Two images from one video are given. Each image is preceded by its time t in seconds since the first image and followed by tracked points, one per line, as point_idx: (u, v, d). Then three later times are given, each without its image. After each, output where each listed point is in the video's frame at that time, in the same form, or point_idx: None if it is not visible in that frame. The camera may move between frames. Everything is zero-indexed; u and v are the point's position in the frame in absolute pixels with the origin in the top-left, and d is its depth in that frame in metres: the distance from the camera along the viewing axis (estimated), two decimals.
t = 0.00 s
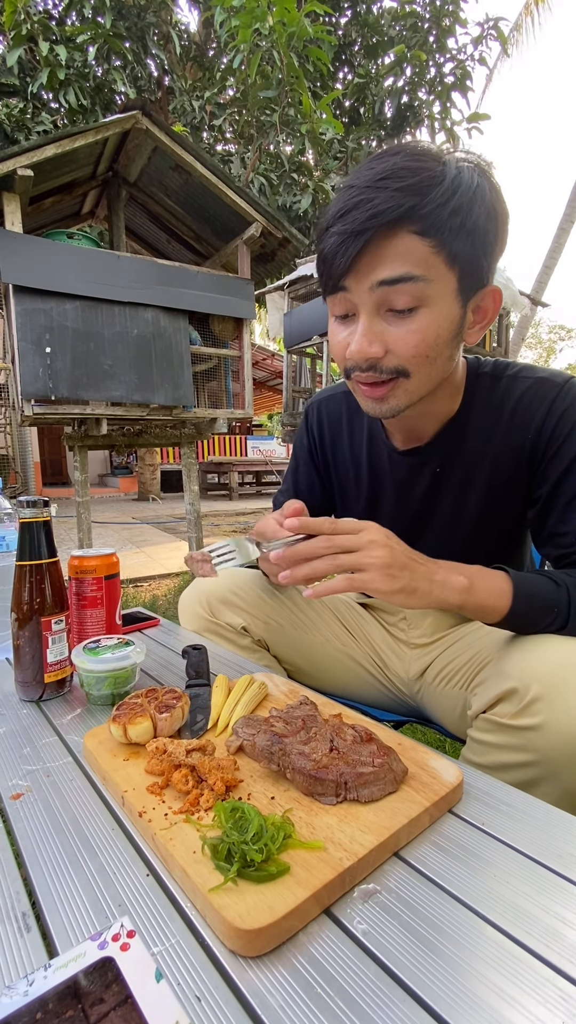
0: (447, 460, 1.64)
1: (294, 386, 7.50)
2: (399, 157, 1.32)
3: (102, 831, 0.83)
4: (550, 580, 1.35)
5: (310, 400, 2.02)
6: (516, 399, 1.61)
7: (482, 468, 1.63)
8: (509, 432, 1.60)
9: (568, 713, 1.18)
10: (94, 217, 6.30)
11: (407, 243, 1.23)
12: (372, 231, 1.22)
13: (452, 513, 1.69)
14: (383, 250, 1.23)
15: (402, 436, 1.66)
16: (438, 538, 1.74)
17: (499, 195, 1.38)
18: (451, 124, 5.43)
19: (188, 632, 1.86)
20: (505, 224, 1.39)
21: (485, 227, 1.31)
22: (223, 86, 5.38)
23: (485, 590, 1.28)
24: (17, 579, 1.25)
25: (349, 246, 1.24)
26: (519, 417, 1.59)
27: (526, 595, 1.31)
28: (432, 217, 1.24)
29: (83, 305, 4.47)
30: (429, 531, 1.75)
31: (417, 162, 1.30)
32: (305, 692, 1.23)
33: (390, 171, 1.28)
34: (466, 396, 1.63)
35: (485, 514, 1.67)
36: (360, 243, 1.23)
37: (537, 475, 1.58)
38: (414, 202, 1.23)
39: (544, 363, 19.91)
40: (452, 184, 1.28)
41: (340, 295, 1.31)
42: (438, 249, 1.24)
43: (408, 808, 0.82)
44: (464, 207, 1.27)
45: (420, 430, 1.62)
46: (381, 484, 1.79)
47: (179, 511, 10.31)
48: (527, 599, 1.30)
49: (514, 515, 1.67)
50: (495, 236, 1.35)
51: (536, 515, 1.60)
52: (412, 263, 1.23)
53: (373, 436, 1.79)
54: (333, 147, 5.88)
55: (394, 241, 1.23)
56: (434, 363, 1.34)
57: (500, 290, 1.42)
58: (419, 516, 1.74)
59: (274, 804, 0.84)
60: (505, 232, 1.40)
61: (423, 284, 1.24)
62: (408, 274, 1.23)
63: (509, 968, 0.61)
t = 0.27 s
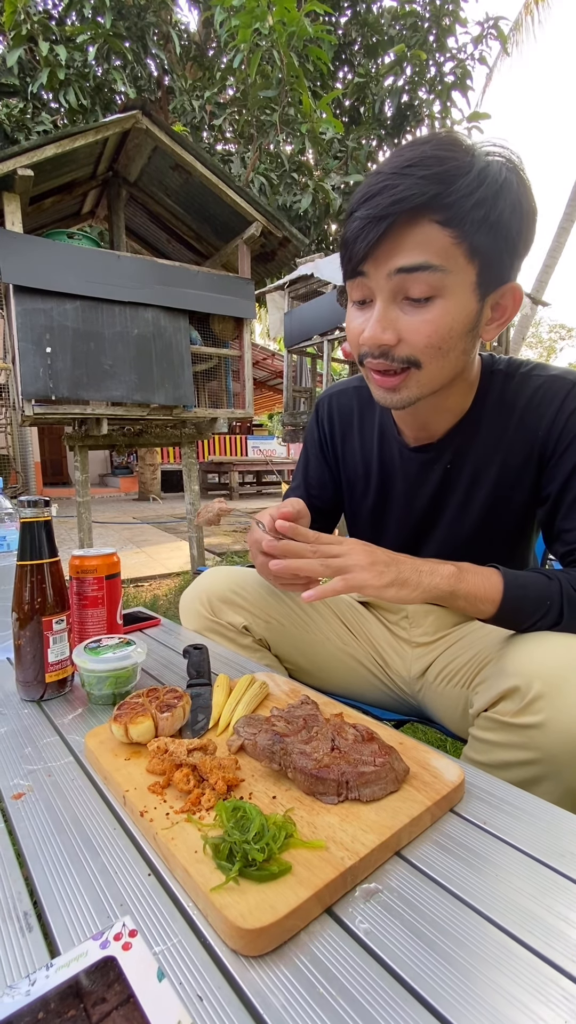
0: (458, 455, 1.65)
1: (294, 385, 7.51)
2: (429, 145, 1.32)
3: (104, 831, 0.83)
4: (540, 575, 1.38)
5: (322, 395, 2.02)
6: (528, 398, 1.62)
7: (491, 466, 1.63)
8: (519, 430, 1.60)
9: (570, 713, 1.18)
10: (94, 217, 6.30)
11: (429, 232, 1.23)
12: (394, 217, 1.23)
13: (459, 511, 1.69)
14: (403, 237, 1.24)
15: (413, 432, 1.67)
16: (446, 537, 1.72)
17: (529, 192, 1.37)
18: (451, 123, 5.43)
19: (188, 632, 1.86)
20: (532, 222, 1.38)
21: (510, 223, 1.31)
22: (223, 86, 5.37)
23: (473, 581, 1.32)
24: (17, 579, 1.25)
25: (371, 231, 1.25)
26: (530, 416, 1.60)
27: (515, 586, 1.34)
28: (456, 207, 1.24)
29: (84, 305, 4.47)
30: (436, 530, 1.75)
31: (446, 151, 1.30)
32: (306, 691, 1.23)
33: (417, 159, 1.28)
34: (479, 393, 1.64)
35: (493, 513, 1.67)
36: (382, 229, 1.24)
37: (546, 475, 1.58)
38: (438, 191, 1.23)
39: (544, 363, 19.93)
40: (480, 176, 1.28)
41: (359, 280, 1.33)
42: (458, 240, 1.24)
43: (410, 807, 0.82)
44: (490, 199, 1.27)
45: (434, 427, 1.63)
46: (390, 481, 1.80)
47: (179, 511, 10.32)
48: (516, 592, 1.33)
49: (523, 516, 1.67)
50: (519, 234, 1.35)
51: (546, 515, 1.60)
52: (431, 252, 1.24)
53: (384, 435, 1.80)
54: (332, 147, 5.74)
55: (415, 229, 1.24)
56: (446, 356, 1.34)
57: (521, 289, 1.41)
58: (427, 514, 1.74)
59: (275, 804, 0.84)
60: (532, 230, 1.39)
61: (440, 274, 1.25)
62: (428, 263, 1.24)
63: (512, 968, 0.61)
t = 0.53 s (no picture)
0: (464, 455, 1.65)
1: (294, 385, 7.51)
2: (442, 141, 1.32)
3: (105, 831, 0.83)
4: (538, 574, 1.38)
5: (325, 394, 2.02)
6: (534, 398, 1.62)
7: (495, 466, 1.63)
8: (524, 431, 1.60)
9: (572, 713, 1.18)
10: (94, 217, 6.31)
11: (439, 228, 1.24)
12: (405, 213, 1.23)
13: (462, 511, 1.69)
14: (414, 233, 1.25)
15: (417, 432, 1.67)
16: (449, 536, 1.72)
17: (542, 192, 1.37)
18: (452, 123, 5.44)
19: (189, 632, 1.87)
20: (545, 222, 1.38)
21: (522, 221, 1.31)
22: (223, 86, 5.37)
23: (470, 579, 1.33)
24: (19, 579, 1.26)
25: (381, 227, 1.26)
26: (535, 417, 1.60)
27: (513, 584, 1.34)
28: (468, 204, 1.24)
29: (84, 305, 4.47)
30: (440, 529, 1.75)
31: (460, 147, 1.30)
32: (306, 692, 1.23)
33: (429, 155, 1.28)
34: (485, 393, 1.64)
35: (497, 513, 1.67)
36: (392, 225, 1.24)
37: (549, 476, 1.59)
38: (450, 187, 1.24)
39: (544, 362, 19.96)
40: (493, 174, 1.28)
41: (368, 276, 1.34)
42: (469, 237, 1.24)
43: (411, 808, 0.83)
44: (503, 197, 1.27)
45: (440, 427, 1.63)
46: (394, 482, 1.80)
47: (180, 511, 10.32)
48: (513, 591, 1.33)
49: (526, 516, 1.67)
50: (532, 233, 1.35)
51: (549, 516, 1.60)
52: (440, 249, 1.24)
53: (387, 436, 1.80)
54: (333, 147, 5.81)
55: (425, 225, 1.24)
56: (453, 353, 1.34)
57: (531, 289, 1.41)
58: (430, 513, 1.74)
59: (276, 804, 0.84)
60: (544, 231, 1.39)
61: (450, 271, 1.25)
62: (438, 259, 1.24)
63: (513, 968, 0.61)
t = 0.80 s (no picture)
0: (460, 456, 1.65)
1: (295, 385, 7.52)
2: (431, 144, 1.33)
3: (104, 832, 0.83)
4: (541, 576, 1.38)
5: (321, 396, 2.02)
6: (530, 399, 1.62)
7: (492, 467, 1.64)
8: (521, 431, 1.61)
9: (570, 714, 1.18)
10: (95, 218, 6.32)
11: (431, 230, 1.24)
12: (397, 216, 1.23)
13: (460, 513, 1.69)
14: (407, 236, 1.24)
15: (413, 433, 1.67)
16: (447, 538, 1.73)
17: (534, 192, 1.37)
18: (452, 123, 5.44)
19: (189, 633, 1.87)
20: (538, 222, 1.38)
21: (514, 221, 1.31)
22: (223, 86, 5.38)
23: (474, 582, 1.33)
24: (19, 579, 1.26)
25: (373, 230, 1.26)
26: (532, 417, 1.60)
27: (516, 586, 1.34)
28: (460, 205, 1.24)
29: (84, 306, 4.47)
30: (438, 531, 1.75)
31: (449, 149, 1.30)
32: (305, 693, 1.23)
33: (419, 158, 1.28)
34: (481, 394, 1.64)
35: (494, 514, 1.67)
36: (385, 228, 1.24)
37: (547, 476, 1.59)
38: (441, 189, 1.24)
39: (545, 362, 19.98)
40: (483, 175, 1.28)
41: (362, 280, 1.33)
42: (461, 238, 1.24)
43: (409, 808, 0.83)
44: (494, 198, 1.27)
45: (437, 429, 1.63)
46: (391, 484, 1.80)
47: (180, 511, 10.33)
48: (516, 593, 1.34)
49: (524, 518, 1.67)
50: (524, 232, 1.35)
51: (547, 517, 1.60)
52: (433, 250, 1.24)
53: (384, 437, 1.80)
54: (333, 147, 5.83)
55: (418, 228, 1.24)
56: (448, 354, 1.34)
57: (525, 288, 1.41)
58: (428, 515, 1.74)
59: (275, 804, 0.84)
60: (537, 230, 1.40)
61: (444, 273, 1.25)
62: (431, 261, 1.24)
63: (511, 968, 0.61)
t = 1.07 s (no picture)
0: (455, 460, 1.65)
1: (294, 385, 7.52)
2: (417, 144, 1.33)
3: (104, 832, 0.83)
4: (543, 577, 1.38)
5: (316, 398, 2.02)
6: (526, 403, 1.63)
7: (488, 470, 1.64)
8: (517, 435, 1.61)
9: (571, 716, 1.19)
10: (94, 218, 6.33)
11: (414, 230, 1.24)
12: (379, 216, 1.24)
13: (456, 516, 1.69)
14: (389, 237, 1.25)
15: (407, 438, 1.68)
16: (444, 540, 1.73)
17: (523, 191, 1.37)
18: (451, 123, 5.44)
19: (189, 633, 1.87)
20: (527, 222, 1.38)
21: (501, 221, 1.31)
22: (223, 87, 5.39)
23: (473, 586, 1.33)
24: (19, 580, 1.26)
25: (356, 230, 1.26)
26: (528, 420, 1.61)
27: (517, 588, 1.34)
28: (442, 205, 1.24)
29: (84, 306, 4.48)
30: (435, 534, 1.75)
31: (434, 149, 1.31)
32: (305, 695, 1.23)
33: (403, 158, 1.29)
34: (476, 398, 1.65)
35: (491, 518, 1.68)
36: (366, 229, 1.25)
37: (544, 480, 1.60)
38: (423, 189, 1.24)
39: (545, 362, 20.01)
40: (468, 174, 1.29)
41: (347, 280, 1.34)
42: (444, 239, 1.25)
43: (408, 808, 0.83)
44: (479, 198, 1.27)
45: (429, 432, 1.63)
46: (387, 486, 1.80)
47: (180, 512, 10.33)
48: (517, 595, 1.34)
49: (520, 521, 1.68)
50: (512, 231, 1.34)
51: (545, 521, 1.61)
52: (417, 251, 1.25)
53: (379, 439, 1.80)
54: (333, 147, 5.85)
55: (401, 228, 1.25)
56: (432, 356, 1.35)
57: (513, 291, 1.41)
58: (424, 519, 1.75)
59: (275, 805, 0.85)
60: (527, 230, 1.39)
61: (427, 274, 1.26)
62: (414, 261, 1.25)
63: (510, 968, 0.61)
